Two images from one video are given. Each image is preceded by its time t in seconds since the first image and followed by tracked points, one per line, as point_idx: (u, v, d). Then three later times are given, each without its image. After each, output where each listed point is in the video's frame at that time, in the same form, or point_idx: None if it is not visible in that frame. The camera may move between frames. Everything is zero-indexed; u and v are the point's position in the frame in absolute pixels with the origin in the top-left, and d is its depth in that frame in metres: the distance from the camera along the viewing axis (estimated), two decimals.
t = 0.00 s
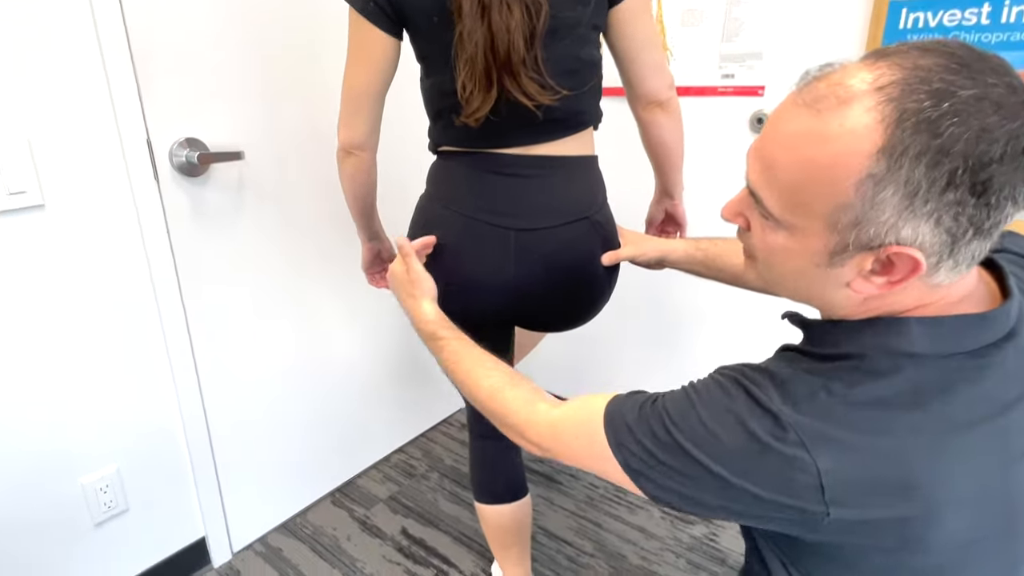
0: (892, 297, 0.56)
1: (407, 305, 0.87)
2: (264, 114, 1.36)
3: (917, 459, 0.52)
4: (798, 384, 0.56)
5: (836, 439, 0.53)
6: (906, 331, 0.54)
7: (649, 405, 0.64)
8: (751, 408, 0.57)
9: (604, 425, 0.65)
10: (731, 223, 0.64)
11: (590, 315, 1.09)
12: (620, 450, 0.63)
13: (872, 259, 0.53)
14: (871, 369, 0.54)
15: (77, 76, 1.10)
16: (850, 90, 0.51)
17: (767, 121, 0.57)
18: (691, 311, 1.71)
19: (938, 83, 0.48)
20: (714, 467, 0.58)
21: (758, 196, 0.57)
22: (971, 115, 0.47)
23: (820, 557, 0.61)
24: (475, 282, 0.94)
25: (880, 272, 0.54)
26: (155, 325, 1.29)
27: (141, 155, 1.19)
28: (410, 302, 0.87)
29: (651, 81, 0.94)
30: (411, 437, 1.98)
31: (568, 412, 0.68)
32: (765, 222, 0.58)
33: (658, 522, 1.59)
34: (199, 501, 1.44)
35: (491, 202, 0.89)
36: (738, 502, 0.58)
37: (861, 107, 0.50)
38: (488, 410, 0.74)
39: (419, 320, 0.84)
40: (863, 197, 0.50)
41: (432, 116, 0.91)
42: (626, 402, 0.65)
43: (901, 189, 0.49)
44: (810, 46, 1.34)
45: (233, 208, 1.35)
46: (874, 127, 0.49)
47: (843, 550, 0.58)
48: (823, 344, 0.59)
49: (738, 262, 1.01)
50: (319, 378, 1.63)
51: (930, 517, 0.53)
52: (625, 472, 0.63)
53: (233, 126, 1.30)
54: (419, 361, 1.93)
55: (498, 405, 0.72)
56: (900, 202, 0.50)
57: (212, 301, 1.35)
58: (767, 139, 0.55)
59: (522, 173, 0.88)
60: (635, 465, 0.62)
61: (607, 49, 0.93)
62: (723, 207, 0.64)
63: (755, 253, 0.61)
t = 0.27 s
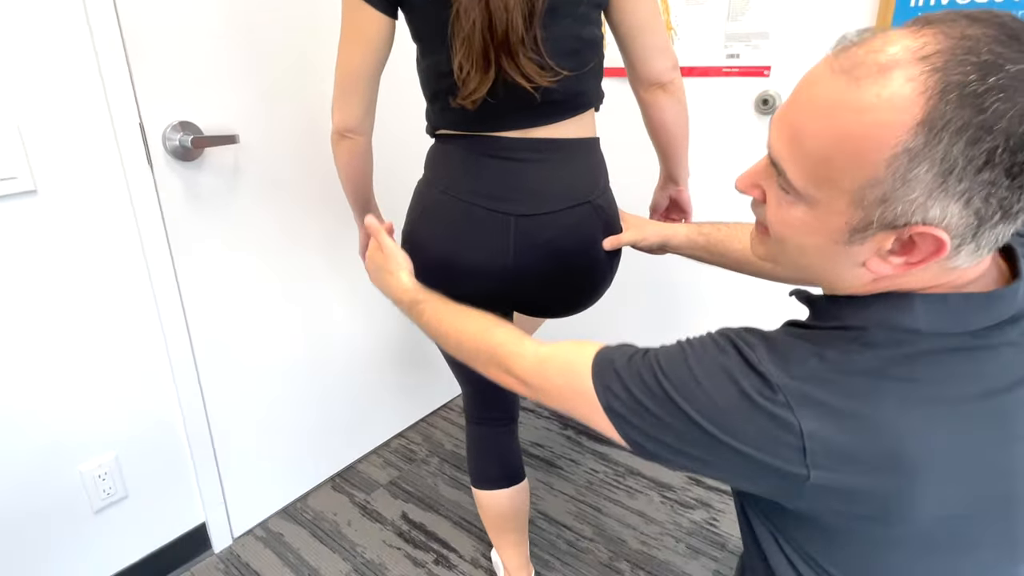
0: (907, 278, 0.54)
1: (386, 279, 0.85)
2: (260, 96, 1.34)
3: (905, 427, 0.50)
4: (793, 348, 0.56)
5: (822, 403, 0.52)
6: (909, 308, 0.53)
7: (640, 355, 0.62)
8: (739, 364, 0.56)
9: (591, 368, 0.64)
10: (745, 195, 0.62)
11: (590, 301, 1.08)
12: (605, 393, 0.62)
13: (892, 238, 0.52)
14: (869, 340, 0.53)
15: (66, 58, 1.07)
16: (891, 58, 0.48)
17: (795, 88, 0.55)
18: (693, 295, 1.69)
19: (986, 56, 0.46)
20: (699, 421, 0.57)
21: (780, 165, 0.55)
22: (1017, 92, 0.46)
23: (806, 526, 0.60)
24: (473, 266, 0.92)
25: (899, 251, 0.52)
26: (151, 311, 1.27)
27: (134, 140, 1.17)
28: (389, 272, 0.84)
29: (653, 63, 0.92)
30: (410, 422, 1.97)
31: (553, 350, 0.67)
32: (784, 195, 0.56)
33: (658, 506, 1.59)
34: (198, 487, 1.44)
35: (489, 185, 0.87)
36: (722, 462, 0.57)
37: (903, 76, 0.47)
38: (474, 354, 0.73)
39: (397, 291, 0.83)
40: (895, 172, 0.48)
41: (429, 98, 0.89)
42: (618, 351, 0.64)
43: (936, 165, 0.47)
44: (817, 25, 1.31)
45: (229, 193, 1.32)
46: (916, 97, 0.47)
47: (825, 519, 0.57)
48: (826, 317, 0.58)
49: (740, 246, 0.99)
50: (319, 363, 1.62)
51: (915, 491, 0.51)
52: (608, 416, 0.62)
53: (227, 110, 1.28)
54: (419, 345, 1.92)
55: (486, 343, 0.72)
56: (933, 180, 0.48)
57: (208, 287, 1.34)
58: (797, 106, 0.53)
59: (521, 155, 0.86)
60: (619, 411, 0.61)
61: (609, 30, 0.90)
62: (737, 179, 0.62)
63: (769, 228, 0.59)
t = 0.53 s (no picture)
0: (916, 259, 0.54)
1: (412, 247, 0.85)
2: (258, 88, 1.32)
3: (922, 419, 0.49)
4: (808, 343, 0.55)
5: (841, 400, 0.51)
6: (922, 294, 0.53)
7: (651, 358, 0.61)
8: (756, 362, 0.55)
9: (602, 376, 0.62)
10: (751, 184, 0.61)
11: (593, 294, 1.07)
12: (617, 401, 0.60)
13: (900, 218, 0.51)
14: (883, 332, 0.53)
15: (62, 48, 1.06)
16: (888, 36, 0.48)
17: (796, 72, 0.54)
18: (695, 287, 1.68)
19: (983, 28, 0.45)
20: (717, 424, 0.55)
21: (783, 151, 0.54)
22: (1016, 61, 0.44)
23: (820, 524, 0.59)
24: (479, 260, 0.91)
25: (907, 232, 0.51)
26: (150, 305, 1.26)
27: (131, 131, 1.15)
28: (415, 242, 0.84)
29: (659, 52, 0.91)
30: (411, 415, 1.97)
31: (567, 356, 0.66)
32: (789, 180, 0.55)
33: (660, 499, 1.58)
34: (199, 481, 1.43)
35: (494, 177, 0.86)
36: (740, 463, 0.56)
37: (901, 52, 0.47)
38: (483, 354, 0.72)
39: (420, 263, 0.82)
40: (899, 149, 0.47)
41: (430, 88, 0.88)
42: (629, 355, 0.63)
43: (939, 139, 0.46)
44: (822, 14, 1.29)
45: (227, 186, 1.31)
46: (915, 73, 0.46)
47: (842, 515, 0.56)
48: (838, 307, 0.58)
49: (746, 235, 0.98)
50: (320, 357, 1.62)
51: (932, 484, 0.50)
52: (622, 425, 0.61)
53: (225, 102, 1.27)
54: (421, 338, 1.92)
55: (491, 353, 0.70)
56: (937, 154, 0.47)
57: (207, 281, 1.33)
58: (797, 90, 0.52)
59: (526, 147, 0.85)
60: (632, 418, 0.60)
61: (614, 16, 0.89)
62: (743, 168, 0.62)
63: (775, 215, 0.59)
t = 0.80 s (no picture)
0: (916, 266, 0.54)
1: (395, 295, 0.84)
2: (257, 92, 1.32)
3: (920, 425, 0.50)
4: (802, 349, 0.55)
5: (838, 405, 0.51)
6: (917, 300, 0.53)
7: (648, 371, 0.62)
8: (751, 369, 0.56)
9: (601, 392, 0.63)
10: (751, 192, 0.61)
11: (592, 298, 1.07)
12: (616, 415, 0.61)
13: (901, 225, 0.51)
14: (880, 337, 0.53)
15: (60, 53, 1.06)
16: (890, 45, 0.48)
17: (797, 81, 0.54)
18: (693, 290, 1.69)
19: (983, 39, 0.46)
20: (716, 433, 0.56)
21: (785, 158, 0.54)
22: (1017, 71, 0.45)
23: (821, 531, 0.60)
24: (477, 265, 0.92)
25: (908, 239, 0.52)
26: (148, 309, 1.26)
27: (129, 136, 1.15)
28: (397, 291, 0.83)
29: (658, 56, 0.91)
30: (410, 419, 1.97)
31: (564, 377, 0.67)
32: (790, 187, 0.55)
33: (657, 502, 1.59)
34: (197, 485, 1.43)
35: (493, 182, 0.87)
36: (736, 469, 0.57)
37: (903, 61, 0.47)
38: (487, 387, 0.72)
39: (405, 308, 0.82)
40: (902, 157, 0.48)
41: (430, 93, 0.88)
42: (625, 370, 0.64)
43: (941, 147, 0.47)
44: (819, 18, 1.30)
45: (226, 190, 1.31)
46: (917, 81, 0.46)
47: (842, 522, 0.56)
48: (836, 314, 0.58)
49: (742, 241, 0.99)
50: (318, 361, 1.62)
51: (931, 490, 0.51)
52: (622, 438, 0.61)
53: (223, 106, 1.27)
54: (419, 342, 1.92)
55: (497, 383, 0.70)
56: (939, 161, 0.47)
57: (205, 285, 1.33)
58: (799, 98, 0.53)
59: (525, 151, 0.85)
60: (632, 431, 0.60)
61: (613, 20, 0.89)
62: (742, 177, 0.62)
63: (776, 223, 0.59)
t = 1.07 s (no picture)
0: (908, 278, 0.55)
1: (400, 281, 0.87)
2: (251, 99, 1.33)
3: (909, 435, 0.50)
4: (795, 356, 0.56)
5: (828, 412, 0.52)
6: (907, 310, 0.53)
7: (643, 372, 0.63)
8: (743, 375, 0.57)
9: (594, 390, 0.64)
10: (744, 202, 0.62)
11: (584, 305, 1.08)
12: (609, 414, 0.62)
13: (895, 238, 0.52)
14: (870, 347, 0.53)
15: (56, 60, 1.06)
16: (888, 61, 0.49)
17: (794, 94, 0.55)
18: (687, 297, 1.70)
19: (981, 55, 0.46)
20: (705, 435, 0.57)
21: (780, 171, 0.55)
22: (1013, 88, 0.46)
23: (812, 538, 0.60)
24: (470, 272, 0.92)
25: (901, 252, 0.53)
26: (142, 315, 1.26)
27: (124, 143, 1.16)
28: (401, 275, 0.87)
29: (650, 66, 0.92)
30: (404, 425, 1.97)
31: (558, 377, 0.68)
32: (785, 199, 0.56)
33: (651, 509, 1.59)
34: (190, 492, 1.42)
35: (487, 189, 0.87)
36: (725, 472, 0.57)
37: (900, 78, 0.48)
38: (479, 374, 0.74)
39: (409, 290, 0.86)
40: (897, 172, 0.48)
41: (424, 102, 0.89)
42: (621, 368, 0.65)
43: (937, 164, 0.47)
44: (809, 28, 1.31)
45: (220, 197, 1.32)
46: (914, 98, 0.47)
47: (833, 528, 0.57)
48: (827, 324, 0.58)
49: (734, 251, 1.01)
50: (313, 368, 1.62)
51: (918, 499, 0.51)
52: (614, 436, 0.62)
53: (217, 113, 1.27)
54: (414, 348, 1.92)
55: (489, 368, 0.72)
56: (935, 177, 0.48)
57: (199, 292, 1.33)
58: (796, 112, 0.53)
59: (520, 160, 0.86)
60: (624, 431, 0.61)
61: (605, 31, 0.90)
62: (736, 187, 0.63)
63: (770, 234, 0.60)
